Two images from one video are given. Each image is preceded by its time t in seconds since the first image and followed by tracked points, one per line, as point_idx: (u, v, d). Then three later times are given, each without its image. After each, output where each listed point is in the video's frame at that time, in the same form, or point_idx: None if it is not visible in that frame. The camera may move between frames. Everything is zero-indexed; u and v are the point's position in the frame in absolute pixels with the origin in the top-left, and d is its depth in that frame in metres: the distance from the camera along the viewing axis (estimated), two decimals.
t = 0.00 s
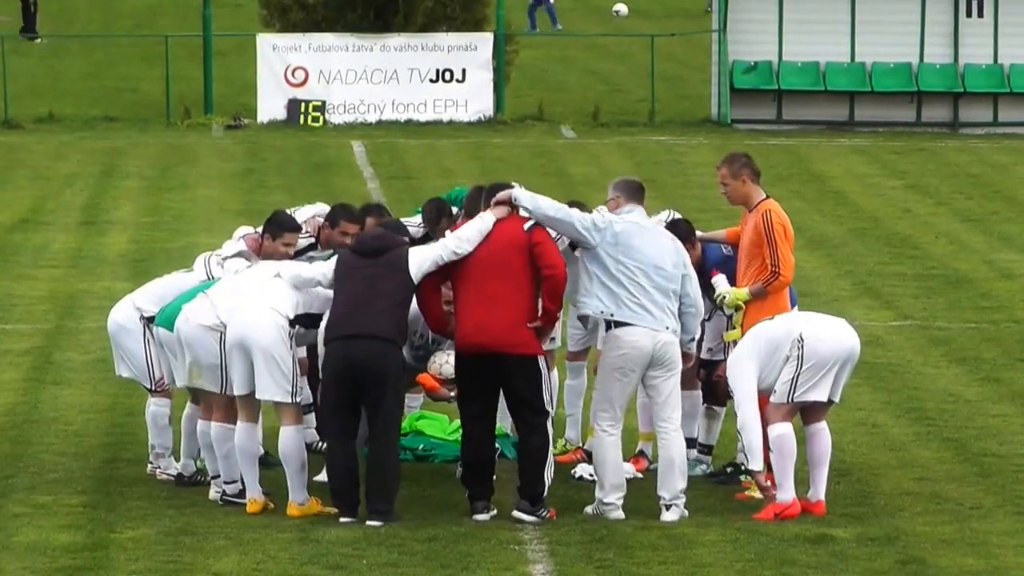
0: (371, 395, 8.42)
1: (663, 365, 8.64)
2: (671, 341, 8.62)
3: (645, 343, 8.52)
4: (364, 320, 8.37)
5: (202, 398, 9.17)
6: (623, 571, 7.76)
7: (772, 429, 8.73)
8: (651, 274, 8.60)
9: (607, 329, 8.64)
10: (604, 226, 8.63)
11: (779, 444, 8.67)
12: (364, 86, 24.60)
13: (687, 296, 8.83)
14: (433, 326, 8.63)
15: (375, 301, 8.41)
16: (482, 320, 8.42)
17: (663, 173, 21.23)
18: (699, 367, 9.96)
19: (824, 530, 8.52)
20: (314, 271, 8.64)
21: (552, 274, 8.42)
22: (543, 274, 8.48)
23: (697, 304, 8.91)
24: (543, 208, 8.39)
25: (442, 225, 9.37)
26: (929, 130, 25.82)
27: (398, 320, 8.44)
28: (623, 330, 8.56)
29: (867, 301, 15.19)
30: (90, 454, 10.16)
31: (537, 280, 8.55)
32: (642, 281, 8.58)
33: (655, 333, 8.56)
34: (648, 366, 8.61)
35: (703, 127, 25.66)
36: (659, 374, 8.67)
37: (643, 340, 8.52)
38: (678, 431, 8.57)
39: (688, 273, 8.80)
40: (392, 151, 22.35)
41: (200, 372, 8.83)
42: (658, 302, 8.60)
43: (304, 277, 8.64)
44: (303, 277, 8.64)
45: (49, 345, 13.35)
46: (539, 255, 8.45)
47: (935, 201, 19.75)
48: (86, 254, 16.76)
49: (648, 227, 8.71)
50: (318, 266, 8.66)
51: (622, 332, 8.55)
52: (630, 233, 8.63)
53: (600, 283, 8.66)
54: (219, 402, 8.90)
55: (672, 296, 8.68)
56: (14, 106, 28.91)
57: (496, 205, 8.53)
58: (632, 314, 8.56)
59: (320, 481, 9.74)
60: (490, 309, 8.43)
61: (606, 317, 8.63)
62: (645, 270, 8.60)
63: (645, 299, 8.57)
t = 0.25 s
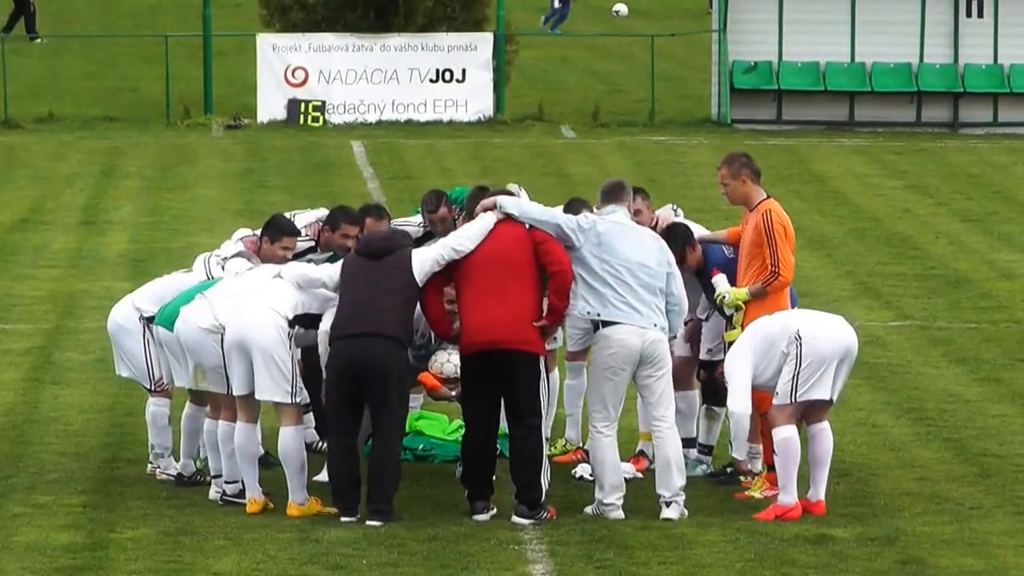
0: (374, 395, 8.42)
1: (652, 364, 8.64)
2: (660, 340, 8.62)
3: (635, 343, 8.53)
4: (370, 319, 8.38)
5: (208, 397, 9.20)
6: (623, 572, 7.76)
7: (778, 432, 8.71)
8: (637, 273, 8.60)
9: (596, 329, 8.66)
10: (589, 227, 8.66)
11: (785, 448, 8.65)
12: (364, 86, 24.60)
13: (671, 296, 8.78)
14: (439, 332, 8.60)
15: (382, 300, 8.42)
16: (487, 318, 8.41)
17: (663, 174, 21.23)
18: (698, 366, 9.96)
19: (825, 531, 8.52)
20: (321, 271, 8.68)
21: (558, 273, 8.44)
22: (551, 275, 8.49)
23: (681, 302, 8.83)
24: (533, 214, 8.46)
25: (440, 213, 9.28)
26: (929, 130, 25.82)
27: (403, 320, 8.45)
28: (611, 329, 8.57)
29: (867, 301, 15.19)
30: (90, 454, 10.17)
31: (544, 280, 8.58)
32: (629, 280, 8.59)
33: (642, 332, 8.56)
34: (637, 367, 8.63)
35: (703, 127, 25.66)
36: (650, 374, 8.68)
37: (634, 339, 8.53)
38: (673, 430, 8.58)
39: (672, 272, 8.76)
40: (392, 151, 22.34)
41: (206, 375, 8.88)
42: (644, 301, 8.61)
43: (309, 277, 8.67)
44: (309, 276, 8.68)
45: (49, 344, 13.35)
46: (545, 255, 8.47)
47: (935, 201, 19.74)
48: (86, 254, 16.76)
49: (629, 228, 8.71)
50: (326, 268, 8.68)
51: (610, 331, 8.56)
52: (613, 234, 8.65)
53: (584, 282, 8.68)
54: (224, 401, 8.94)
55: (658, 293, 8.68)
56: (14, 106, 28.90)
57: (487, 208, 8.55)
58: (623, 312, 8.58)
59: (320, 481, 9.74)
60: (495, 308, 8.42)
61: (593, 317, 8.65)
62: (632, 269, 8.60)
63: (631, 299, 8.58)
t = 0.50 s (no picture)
0: (372, 395, 8.42)
1: (653, 364, 8.63)
2: (661, 340, 8.61)
3: (636, 343, 8.52)
4: (369, 319, 8.38)
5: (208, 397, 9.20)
6: (622, 572, 7.76)
7: (774, 435, 8.70)
8: (640, 274, 8.61)
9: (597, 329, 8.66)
10: (589, 229, 8.66)
11: (782, 451, 8.64)
12: (364, 86, 24.60)
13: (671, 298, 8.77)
14: (440, 332, 8.60)
15: (381, 300, 8.41)
16: (486, 319, 8.41)
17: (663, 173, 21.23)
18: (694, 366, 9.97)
19: (825, 531, 8.51)
20: (322, 271, 8.66)
21: (557, 274, 8.45)
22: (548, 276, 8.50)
23: (681, 308, 8.84)
24: (532, 213, 8.44)
25: (438, 212, 9.26)
26: (929, 130, 25.82)
27: (401, 319, 8.45)
28: (611, 330, 8.57)
29: (867, 301, 15.19)
30: (90, 454, 10.17)
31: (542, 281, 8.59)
32: (630, 281, 8.60)
33: (642, 332, 8.56)
34: (638, 367, 8.62)
35: (703, 127, 25.66)
36: (652, 374, 8.67)
37: (635, 339, 8.52)
38: (675, 431, 8.58)
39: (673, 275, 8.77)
40: (392, 151, 22.34)
41: (204, 376, 8.89)
42: (648, 300, 8.62)
43: (311, 276, 8.65)
44: (310, 276, 8.65)
45: (49, 344, 13.35)
46: (541, 256, 8.48)
47: (935, 201, 19.75)
48: (86, 254, 16.76)
49: (633, 230, 8.73)
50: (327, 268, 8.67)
51: (611, 332, 8.55)
52: (614, 236, 8.66)
53: (584, 283, 8.70)
54: (225, 400, 8.95)
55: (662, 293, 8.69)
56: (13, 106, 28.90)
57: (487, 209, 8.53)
58: (625, 312, 8.57)
59: (320, 481, 9.74)
60: (495, 310, 8.43)
61: (595, 318, 8.66)
62: (633, 270, 8.61)
63: (632, 298, 8.58)
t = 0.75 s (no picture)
0: (371, 395, 8.43)
1: (664, 366, 8.63)
2: (671, 341, 8.61)
3: (646, 345, 8.52)
4: (369, 319, 8.40)
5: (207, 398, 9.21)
6: (622, 571, 7.77)
7: (769, 436, 8.71)
8: (648, 275, 8.63)
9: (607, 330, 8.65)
10: (592, 231, 8.71)
11: (778, 453, 8.65)
12: (364, 86, 24.61)
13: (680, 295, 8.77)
14: (438, 329, 8.63)
15: (381, 300, 8.43)
16: (487, 320, 8.43)
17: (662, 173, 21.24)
18: (692, 366, 9.98)
19: (824, 530, 8.53)
20: (322, 271, 8.66)
21: (555, 276, 8.47)
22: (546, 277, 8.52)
23: (691, 305, 8.84)
24: (535, 213, 8.44)
25: (438, 213, 9.30)
26: (928, 130, 25.83)
27: (400, 319, 8.46)
28: (621, 330, 8.57)
29: (866, 301, 15.20)
30: (90, 453, 10.18)
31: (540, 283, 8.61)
32: (637, 281, 8.61)
33: (653, 332, 8.55)
34: (647, 367, 8.61)
35: (702, 126, 25.67)
36: (659, 375, 8.65)
37: (644, 341, 8.52)
38: (681, 432, 8.56)
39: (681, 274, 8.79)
40: (391, 151, 22.34)
41: (203, 375, 8.91)
42: (658, 299, 8.63)
43: (310, 276, 8.64)
44: (310, 276, 8.65)
45: (49, 344, 13.37)
46: (539, 258, 8.49)
47: (934, 201, 19.76)
48: (86, 254, 16.76)
49: (637, 231, 8.75)
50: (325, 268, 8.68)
51: (620, 332, 8.56)
52: (618, 236, 8.68)
53: (592, 284, 8.72)
54: (225, 400, 8.96)
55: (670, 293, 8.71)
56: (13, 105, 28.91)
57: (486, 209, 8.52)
58: (633, 312, 8.57)
59: (320, 480, 9.75)
60: (495, 310, 8.45)
61: (603, 319, 8.65)
62: (639, 271, 8.64)
63: (640, 298, 8.59)
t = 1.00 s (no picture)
0: (372, 394, 8.43)
1: (671, 367, 8.63)
2: (678, 341, 8.61)
3: (652, 346, 8.53)
4: (369, 319, 8.40)
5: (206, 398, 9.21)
6: (622, 571, 7.77)
7: (769, 436, 8.71)
8: (651, 275, 8.62)
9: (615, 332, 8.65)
10: (595, 232, 8.66)
11: (776, 454, 8.65)
12: (364, 86, 24.61)
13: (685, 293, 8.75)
14: (438, 326, 8.68)
15: (381, 300, 8.43)
16: (488, 321, 8.43)
17: (662, 173, 21.24)
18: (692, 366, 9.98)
19: (823, 530, 8.53)
20: (321, 271, 8.69)
21: (556, 277, 8.47)
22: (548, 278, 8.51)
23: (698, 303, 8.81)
24: (536, 214, 8.42)
25: (436, 213, 9.30)
26: (928, 130, 25.83)
27: (399, 319, 8.46)
28: (631, 331, 8.57)
29: (866, 301, 15.21)
30: (90, 453, 10.18)
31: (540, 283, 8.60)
32: (640, 282, 8.60)
33: (660, 333, 8.56)
34: (654, 367, 8.60)
35: (702, 126, 25.68)
36: (662, 376, 8.66)
37: (650, 342, 8.53)
38: (684, 432, 8.56)
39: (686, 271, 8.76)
40: (391, 151, 22.34)
41: (202, 375, 8.93)
42: (663, 298, 8.62)
43: (309, 276, 8.68)
44: (310, 276, 8.68)
45: (49, 344, 13.37)
46: (540, 260, 8.48)
47: (934, 201, 19.77)
48: (86, 254, 16.76)
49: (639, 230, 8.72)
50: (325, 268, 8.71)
51: (628, 334, 8.56)
52: (619, 236, 8.65)
53: (595, 285, 8.70)
54: (225, 400, 8.96)
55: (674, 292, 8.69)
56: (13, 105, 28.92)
57: (486, 208, 8.50)
58: (637, 312, 8.57)
59: (320, 480, 9.75)
60: (496, 311, 8.45)
61: (608, 320, 8.65)
62: (642, 272, 8.61)
63: (645, 299, 8.58)
